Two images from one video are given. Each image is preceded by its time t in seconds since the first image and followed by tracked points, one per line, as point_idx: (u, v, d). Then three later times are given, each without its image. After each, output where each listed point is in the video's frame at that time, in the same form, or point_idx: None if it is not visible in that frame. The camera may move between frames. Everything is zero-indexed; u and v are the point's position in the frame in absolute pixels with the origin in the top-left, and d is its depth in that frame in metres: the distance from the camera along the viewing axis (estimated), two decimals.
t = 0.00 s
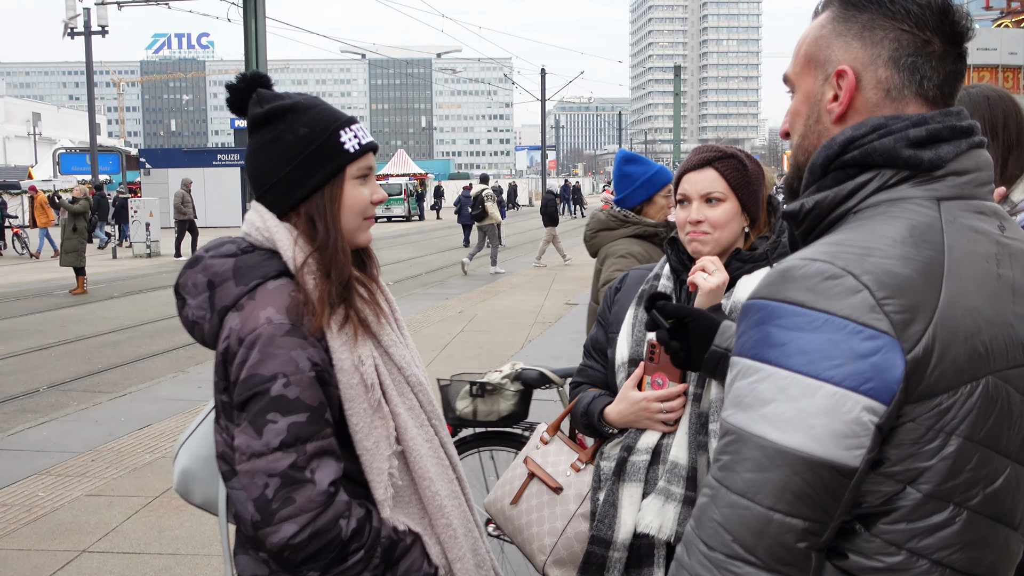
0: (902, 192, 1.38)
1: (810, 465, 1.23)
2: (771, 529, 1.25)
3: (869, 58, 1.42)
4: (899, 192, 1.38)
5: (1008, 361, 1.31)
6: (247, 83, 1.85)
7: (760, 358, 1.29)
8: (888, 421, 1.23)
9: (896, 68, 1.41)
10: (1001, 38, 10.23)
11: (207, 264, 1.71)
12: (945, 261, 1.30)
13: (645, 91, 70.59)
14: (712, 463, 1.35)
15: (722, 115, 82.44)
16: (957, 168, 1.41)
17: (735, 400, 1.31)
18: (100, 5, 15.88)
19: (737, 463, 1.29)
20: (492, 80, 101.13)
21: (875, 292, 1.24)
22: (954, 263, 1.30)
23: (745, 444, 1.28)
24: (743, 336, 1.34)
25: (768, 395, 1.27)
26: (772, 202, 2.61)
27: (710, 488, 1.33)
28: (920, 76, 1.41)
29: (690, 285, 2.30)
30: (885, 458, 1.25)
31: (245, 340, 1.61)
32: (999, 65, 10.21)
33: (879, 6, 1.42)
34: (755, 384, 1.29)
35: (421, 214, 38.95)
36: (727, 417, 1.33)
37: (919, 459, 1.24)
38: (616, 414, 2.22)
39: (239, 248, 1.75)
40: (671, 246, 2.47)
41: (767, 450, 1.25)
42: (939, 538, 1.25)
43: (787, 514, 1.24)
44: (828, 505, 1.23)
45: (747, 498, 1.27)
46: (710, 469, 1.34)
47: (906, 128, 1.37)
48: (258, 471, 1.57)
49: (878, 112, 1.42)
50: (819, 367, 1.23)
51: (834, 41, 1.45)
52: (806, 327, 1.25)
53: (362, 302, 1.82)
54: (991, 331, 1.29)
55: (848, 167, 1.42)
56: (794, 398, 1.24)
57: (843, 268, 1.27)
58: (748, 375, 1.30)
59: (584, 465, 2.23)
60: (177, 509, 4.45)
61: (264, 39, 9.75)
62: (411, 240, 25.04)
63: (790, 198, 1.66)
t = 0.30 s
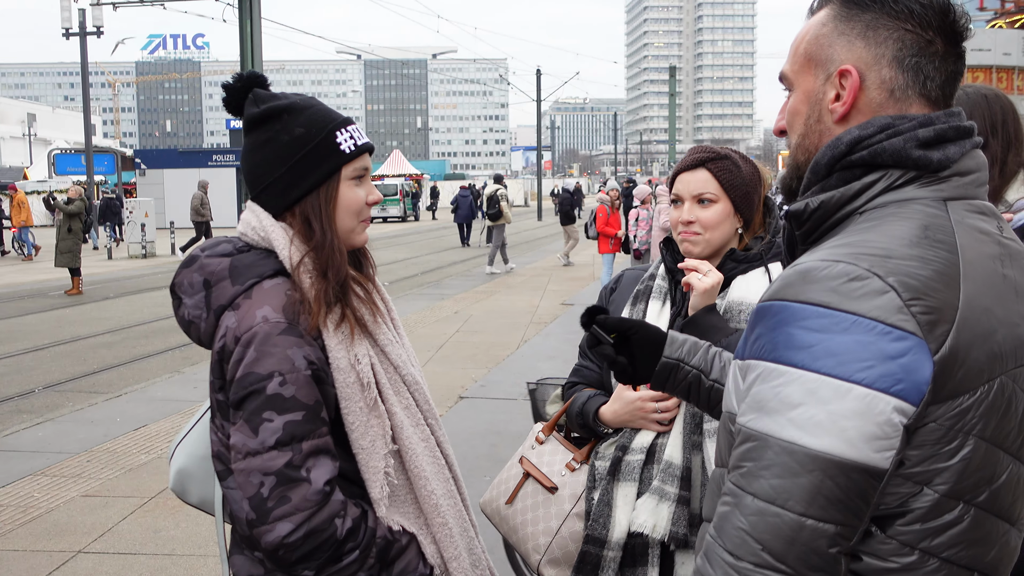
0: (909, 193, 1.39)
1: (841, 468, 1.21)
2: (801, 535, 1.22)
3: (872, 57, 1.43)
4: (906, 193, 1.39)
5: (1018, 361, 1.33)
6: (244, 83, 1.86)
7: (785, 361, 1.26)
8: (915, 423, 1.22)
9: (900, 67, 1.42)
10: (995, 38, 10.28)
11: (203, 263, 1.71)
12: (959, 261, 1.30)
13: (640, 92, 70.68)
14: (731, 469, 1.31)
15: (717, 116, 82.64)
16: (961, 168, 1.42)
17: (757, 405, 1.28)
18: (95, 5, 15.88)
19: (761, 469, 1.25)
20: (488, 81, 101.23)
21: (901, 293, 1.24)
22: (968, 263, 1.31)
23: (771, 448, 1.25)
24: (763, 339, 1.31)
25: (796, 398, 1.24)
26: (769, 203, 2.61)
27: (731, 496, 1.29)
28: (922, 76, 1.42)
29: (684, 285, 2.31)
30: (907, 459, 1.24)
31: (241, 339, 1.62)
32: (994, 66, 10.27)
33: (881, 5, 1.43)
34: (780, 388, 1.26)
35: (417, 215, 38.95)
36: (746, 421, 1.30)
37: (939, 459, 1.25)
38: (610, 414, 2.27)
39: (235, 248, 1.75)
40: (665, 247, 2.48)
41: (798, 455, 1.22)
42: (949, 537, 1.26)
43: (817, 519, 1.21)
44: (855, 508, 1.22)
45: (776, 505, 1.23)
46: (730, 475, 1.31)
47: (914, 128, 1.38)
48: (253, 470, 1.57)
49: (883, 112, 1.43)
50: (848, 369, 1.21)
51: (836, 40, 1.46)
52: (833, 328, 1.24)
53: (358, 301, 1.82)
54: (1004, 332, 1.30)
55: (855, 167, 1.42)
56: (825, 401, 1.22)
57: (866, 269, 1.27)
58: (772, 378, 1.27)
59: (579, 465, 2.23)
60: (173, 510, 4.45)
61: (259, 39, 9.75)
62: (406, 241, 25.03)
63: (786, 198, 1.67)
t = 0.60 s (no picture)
0: (910, 188, 1.40)
1: (842, 463, 1.21)
2: (800, 530, 1.23)
3: (871, 54, 1.45)
4: (907, 189, 1.40)
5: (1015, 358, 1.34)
6: (244, 82, 1.86)
7: (786, 356, 1.27)
8: (914, 419, 1.24)
9: (900, 64, 1.44)
10: (990, 39, 10.34)
11: (202, 261, 1.72)
12: (959, 257, 1.32)
13: (636, 92, 70.76)
14: (730, 465, 1.32)
15: (712, 117, 82.83)
16: (960, 166, 1.44)
17: (758, 400, 1.29)
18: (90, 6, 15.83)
19: (760, 464, 1.26)
20: (484, 81, 101.22)
21: (902, 289, 1.25)
22: (966, 260, 1.32)
23: (770, 443, 1.26)
24: (764, 335, 1.32)
25: (797, 393, 1.25)
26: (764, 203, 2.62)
27: (730, 492, 1.30)
28: (921, 73, 1.44)
29: (680, 284, 2.32)
30: (905, 456, 1.25)
31: (241, 336, 1.62)
32: (987, 66, 10.33)
33: (881, 3, 1.45)
34: (778, 382, 1.27)
35: (412, 215, 38.96)
36: (745, 416, 1.31)
37: (936, 456, 1.26)
38: (607, 413, 2.30)
39: (234, 246, 1.76)
40: (661, 246, 2.53)
41: (799, 450, 1.23)
42: (945, 533, 1.27)
43: (816, 514, 1.22)
44: (857, 504, 1.23)
45: (776, 500, 1.24)
46: (729, 470, 1.32)
47: (915, 125, 1.39)
48: (252, 467, 1.58)
49: (883, 108, 1.45)
50: (848, 364, 1.22)
51: (836, 37, 1.47)
52: (832, 323, 1.25)
53: (357, 299, 1.83)
54: (1003, 331, 1.31)
55: (856, 163, 1.44)
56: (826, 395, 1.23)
57: (867, 265, 1.28)
58: (772, 374, 1.28)
59: (576, 464, 2.24)
60: (170, 509, 4.45)
61: (256, 39, 9.76)
62: (402, 241, 25.03)
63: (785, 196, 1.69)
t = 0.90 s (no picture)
0: (901, 186, 1.41)
1: (825, 461, 1.22)
2: (784, 526, 1.24)
3: (864, 54, 1.45)
4: (898, 187, 1.41)
5: (1006, 355, 1.34)
6: (242, 80, 1.86)
7: (771, 354, 1.29)
8: (900, 416, 1.24)
9: (893, 62, 1.44)
10: (985, 38, 10.35)
11: (200, 260, 1.72)
12: (947, 256, 1.32)
13: (631, 91, 70.74)
14: (717, 461, 1.34)
15: (708, 116, 82.90)
16: (952, 163, 1.44)
17: (744, 398, 1.30)
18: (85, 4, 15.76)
19: (745, 461, 1.28)
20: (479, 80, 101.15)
21: (887, 287, 1.26)
22: (955, 258, 1.32)
23: (755, 440, 1.27)
24: (752, 334, 1.34)
25: (781, 391, 1.26)
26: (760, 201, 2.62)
27: (717, 488, 1.32)
28: (914, 72, 1.44)
29: (676, 284, 2.33)
30: (893, 453, 1.26)
31: (239, 335, 1.62)
32: (983, 65, 10.34)
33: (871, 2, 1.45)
34: (763, 380, 1.29)
35: (408, 214, 38.91)
36: (732, 414, 1.32)
37: (926, 453, 1.26)
38: (603, 412, 2.30)
39: (233, 245, 1.76)
40: (656, 245, 2.51)
41: (781, 446, 1.24)
42: (937, 531, 1.27)
43: (800, 510, 1.23)
44: (842, 501, 1.23)
45: (759, 496, 1.25)
46: (716, 467, 1.34)
47: (905, 123, 1.40)
48: (250, 466, 1.58)
49: (875, 108, 1.45)
50: (830, 362, 1.24)
51: (828, 38, 1.48)
52: (816, 322, 1.26)
53: (355, 299, 1.83)
54: (991, 328, 1.31)
55: (846, 163, 1.44)
56: (808, 393, 1.24)
57: (853, 263, 1.29)
58: (757, 371, 1.30)
59: (571, 464, 2.25)
60: (166, 509, 4.45)
61: (251, 38, 9.72)
62: (398, 240, 25.01)
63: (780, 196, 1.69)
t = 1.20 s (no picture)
0: (886, 186, 1.41)
1: (806, 457, 1.23)
2: (767, 523, 1.24)
3: (852, 55, 1.46)
4: (883, 187, 1.41)
5: (991, 352, 1.34)
6: (235, 81, 1.86)
7: (753, 351, 1.29)
8: (881, 413, 1.24)
9: (880, 63, 1.45)
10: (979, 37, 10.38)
11: (193, 261, 1.72)
12: (930, 254, 1.33)
13: (628, 91, 70.77)
14: (702, 460, 1.34)
15: (705, 116, 82.97)
16: (937, 163, 1.45)
17: (727, 396, 1.31)
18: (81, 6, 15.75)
19: (729, 458, 1.28)
20: (476, 81, 101.18)
21: (867, 284, 1.27)
22: (938, 256, 1.33)
23: (738, 437, 1.28)
24: (734, 332, 1.34)
25: (762, 388, 1.26)
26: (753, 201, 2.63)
27: (701, 486, 1.32)
28: (900, 73, 1.45)
29: (668, 284, 2.34)
30: (877, 450, 1.26)
31: (232, 337, 1.62)
32: (977, 64, 10.37)
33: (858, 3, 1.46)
34: (746, 377, 1.29)
35: (405, 215, 38.90)
36: (717, 412, 1.33)
37: (910, 450, 1.27)
38: (596, 412, 2.31)
39: (226, 246, 1.76)
40: (649, 245, 2.51)
41: (763, 443, 1.25)
42: (925, 530, 1.28)
43: (782, 506, 1.24)
44: (823, 497, 1.24)
45: (742, 493, 1.26)
46: (701, 465, 1.34)
47: (889, 123, 1.40)
48: (243, 468, 1.58)
49: (862, 108, 1.46)
50: (811, 359, 1.24)
51: (815, 39, 1.48)
52: (797, 318, 1.26)
53: (349, 300, 1.83)
54: (975, 324, 1.32)
55: (832, 163, 1.45)
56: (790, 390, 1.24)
57: (834, 260, 1.29)
58: (739, 369, 1.30)
59: (565, 464, 2.25)
60: (162, 510, 4.44)
61: (247, 38, 9.73)
62: (395, 241, 25.00)
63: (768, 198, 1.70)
